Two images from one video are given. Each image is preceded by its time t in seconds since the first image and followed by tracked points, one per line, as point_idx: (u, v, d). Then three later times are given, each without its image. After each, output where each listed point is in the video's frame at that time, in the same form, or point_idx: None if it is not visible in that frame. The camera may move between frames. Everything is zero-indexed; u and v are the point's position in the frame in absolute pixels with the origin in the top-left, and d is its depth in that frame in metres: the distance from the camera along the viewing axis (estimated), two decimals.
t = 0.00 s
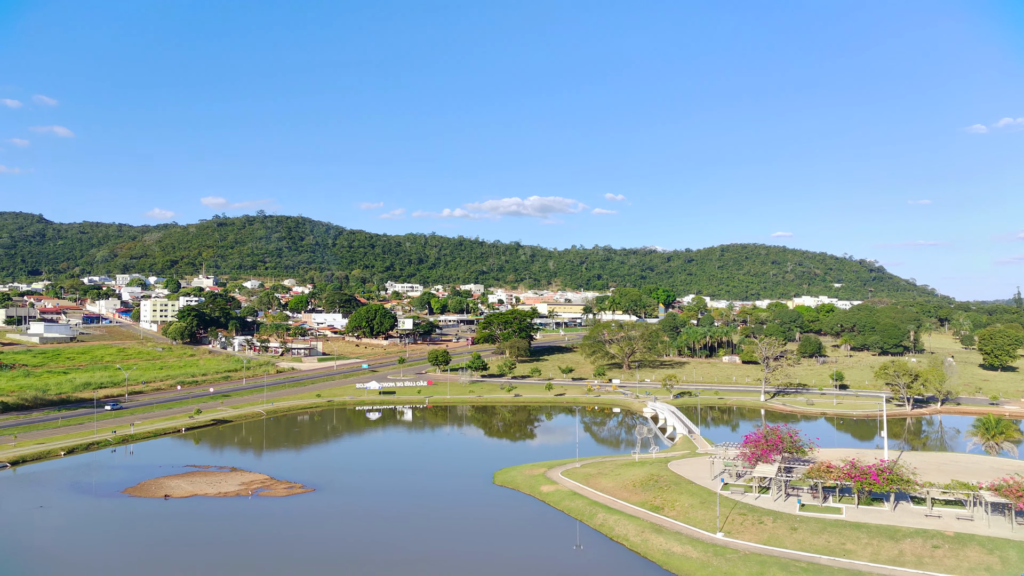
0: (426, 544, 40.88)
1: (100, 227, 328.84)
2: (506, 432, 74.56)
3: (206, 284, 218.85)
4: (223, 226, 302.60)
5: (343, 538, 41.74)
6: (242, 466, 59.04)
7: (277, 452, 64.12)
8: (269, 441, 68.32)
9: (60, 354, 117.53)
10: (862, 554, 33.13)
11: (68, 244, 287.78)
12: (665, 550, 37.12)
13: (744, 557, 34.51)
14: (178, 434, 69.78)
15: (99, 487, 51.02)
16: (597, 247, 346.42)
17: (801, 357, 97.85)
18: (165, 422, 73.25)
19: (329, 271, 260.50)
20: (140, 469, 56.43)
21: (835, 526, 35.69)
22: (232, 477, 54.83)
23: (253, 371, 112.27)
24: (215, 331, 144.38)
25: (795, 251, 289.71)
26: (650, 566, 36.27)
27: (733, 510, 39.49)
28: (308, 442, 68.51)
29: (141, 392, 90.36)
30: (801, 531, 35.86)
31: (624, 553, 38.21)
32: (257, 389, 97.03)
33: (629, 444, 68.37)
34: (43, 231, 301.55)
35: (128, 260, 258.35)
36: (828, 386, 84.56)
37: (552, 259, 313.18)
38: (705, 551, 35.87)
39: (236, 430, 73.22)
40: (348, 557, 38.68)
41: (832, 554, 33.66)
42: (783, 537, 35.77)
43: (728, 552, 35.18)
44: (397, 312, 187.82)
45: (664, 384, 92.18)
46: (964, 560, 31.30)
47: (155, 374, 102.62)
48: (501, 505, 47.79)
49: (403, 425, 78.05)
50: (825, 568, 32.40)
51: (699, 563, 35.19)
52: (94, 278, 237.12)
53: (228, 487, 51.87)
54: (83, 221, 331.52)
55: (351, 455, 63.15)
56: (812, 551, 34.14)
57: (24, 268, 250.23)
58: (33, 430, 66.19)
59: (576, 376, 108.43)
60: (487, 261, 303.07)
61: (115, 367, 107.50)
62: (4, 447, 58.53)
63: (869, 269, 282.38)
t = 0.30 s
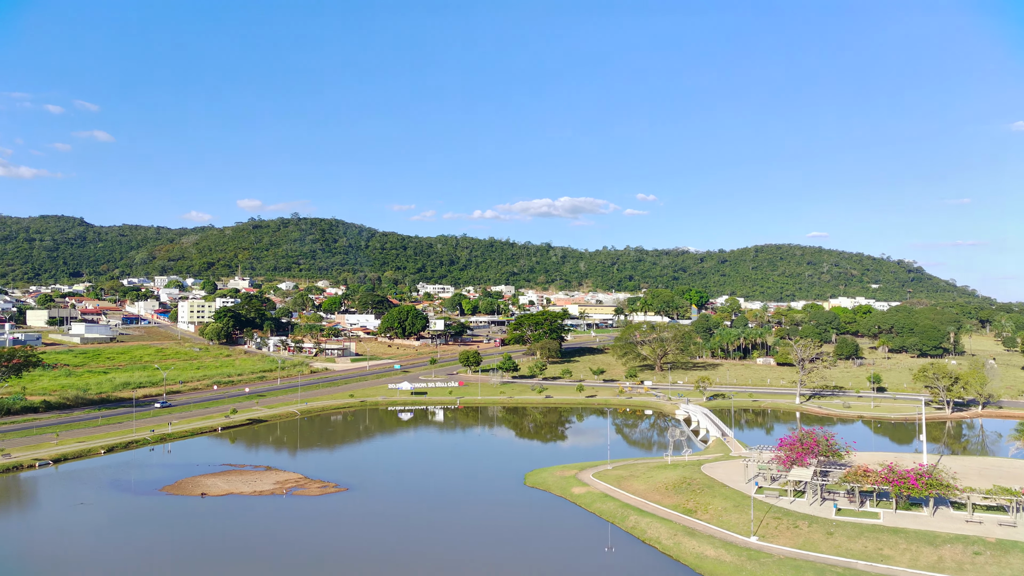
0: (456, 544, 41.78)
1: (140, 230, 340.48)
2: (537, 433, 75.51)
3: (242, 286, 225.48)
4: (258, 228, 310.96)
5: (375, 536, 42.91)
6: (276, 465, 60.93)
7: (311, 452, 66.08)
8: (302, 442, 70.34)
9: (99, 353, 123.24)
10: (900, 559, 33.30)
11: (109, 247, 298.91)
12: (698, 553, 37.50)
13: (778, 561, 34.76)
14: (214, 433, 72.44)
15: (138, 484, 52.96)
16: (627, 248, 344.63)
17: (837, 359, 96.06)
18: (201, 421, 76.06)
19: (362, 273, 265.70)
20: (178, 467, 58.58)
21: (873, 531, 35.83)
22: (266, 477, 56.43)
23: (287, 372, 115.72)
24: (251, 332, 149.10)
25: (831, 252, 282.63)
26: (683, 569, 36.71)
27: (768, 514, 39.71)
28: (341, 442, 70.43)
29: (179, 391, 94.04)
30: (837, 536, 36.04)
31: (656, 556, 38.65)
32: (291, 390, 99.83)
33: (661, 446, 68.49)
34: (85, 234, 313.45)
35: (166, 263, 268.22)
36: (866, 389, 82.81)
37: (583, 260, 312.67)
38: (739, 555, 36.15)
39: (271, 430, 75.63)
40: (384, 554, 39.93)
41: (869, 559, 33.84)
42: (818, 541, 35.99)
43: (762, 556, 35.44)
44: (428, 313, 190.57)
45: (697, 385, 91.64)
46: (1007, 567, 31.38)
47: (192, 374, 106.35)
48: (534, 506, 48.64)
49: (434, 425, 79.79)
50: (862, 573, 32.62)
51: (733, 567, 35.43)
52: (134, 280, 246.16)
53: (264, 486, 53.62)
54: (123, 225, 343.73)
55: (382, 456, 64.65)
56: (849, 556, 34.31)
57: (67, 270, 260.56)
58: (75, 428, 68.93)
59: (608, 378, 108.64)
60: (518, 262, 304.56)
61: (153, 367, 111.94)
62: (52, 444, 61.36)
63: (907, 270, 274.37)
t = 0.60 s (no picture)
0: (483, 545, 42.81)
1: (176, 233, 351.53)
2: (567, 435, 76.31)
3: (275, 287, 231.62)
4: (291, 230, 318.53)
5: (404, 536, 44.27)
6: (308, 464, 62.98)
7: (343, 452, 68.10)
8: (334, 441, 72.45)
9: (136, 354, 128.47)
10: (937, 565, 33.43)
11: (146, 250, 309.40)
12: (730, 557, 37.87)
13: (813, 565, 35.04)
14: (248, 432, 75.17)
15: (173, 482, 55.14)
16: (657, 248, 342.07)
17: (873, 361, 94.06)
18: (235, 420, 78.95)
19: (393, 274, 270.23)
20: (214, 466, 60.88)
21: (910, 537, 35.94)
22: (297, 476, 58.32)
23: (319, 372, 118.88)
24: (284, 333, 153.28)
25: (867, 252, 275.37)
26: (714, 572, 37.16)
27: (801, 518, 39.95)
28: (372, 442, 72.40)
29: (213, 391, 97.63)
30: (873, 540, 36.23)
31: (688, 559, 39.16)
32: (323, 390, 102.67)
33: (693, 449, 68.49)
34: (122, 236, 324.83)
35: (201, 265, 276.92)
36: (903, 391, 81.07)
37: (613, 261, 311.45)
38: (772, 559, 36.45)
39: (303, 429, 78.01)
40: (412, 555, 41.08)
41: (906, 564, 34.01)
42: (853, 546, 36.19)
43: (796, 561, 35.73)
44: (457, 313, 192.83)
45: (728, 388, 90.94)
46: None
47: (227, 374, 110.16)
48: (564, 507, 49.46)
49: (464, 426, 81.45)
50: None
51: (766, 570, 35.74)
52: (171, 282, 254.94)
53: (296, 484, 55.55)
54: (159, 226, 355.29)
55: (411, 456, 66.27)
56: (885, 561, 34.49)
57: (106, 272, 270.39)
58: (114, 426, 71.99)
59: (638, 379, 108.61)
60: (547, 263, 305.33)
61: (188, 367, 116.25)
62: (91, 443, 64.10)
63: (946, 270, 266.25)
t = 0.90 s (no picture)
0: (510, 546, 43.94)
1: (210, 235, 361.86)
2: (595, 436, 77.01)
3: (305, 288, 237.01)
4: (321, 232, 325.19)
5: (432, 536, 45.56)
6: (339, 463, 65.01)
7: (373, 451, 70.05)
8: (364, 441, 74.51)
9: (170, 354, 133.26)
10: (975, 571, 33.45)
11: (180, 252, 319.13)
12: (762, 561, 38.19)
13: (846, 570, 35.25)
14: (279, 431, 77.81)
15: (206, 481, 57.39)
16: (686, 248, 338.64)
17: (908, 363, 92.21)
18: (268, 420, 81.80)
19: (421, 275, 273.65)
20: (247, 465, 63.19)
21: (945, 542, 36.01)
22: (328, 475, 60.38)
23: (350, 372, 121.78)
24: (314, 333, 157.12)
25: (902, 252, 268.13)
26: None
27: (834, 522, 40.12)
28: (402, 442, 74.31)
29: (245, 391, 100.95)
30: (907, 545, 36.32)
31: (719, 562, 39.56)
32: (353, 390, 105.27)
33: (722, 451, 68.47)
34: (157, 239, 335.57)
35: (235, 266, 284.82)
36: (939, 394, 79.45)
37: (642, 261, 309.50)
38: (804, 563, 36.70)
39: (334, 429, 80.36)
40: (439, 554, 42.40)
41: (942, 570, 34.08)
42: (888, 551, 36.30)
43: (829, 565, 35.96)
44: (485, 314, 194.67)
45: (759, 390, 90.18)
46: None
47: (258, 374, 113.72)
48: (593, 509, 50.27)
49: (492, 426, 82.97)
50: None
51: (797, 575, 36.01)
52: (206, 283, 262.79)
53: (328, 484, 57.46)
54: (193, 228, 365.99)
55: (438, 457, 67.84)
56: (920, 567, 34.57)
57: (142, 273, 279.88)
58: (147, 425, 75.02)
59: (667, 381, 108.37)
60: (575, 264, 305.19)
61: (221, 367, 120.26)
62: (127, 441, 66.86)
63: (985, 269, 257.96)
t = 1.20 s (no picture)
0: (531, 546, 44.87)
1: (236, 236, 370.18)
2: (619, 437, 77.53)
3: (331, 289, 241.08)
4: (346, 233, 330.35)
5: (455, 536, 46.75)
6: (363, 463, 66.73)
7: (398, 452, 71.66)
8: (389, 441, 76.23)
9: (198, 354, 137.49)
10: None
11: (208, 254, 327.21)
12: (788, 564, 38.47)
13: (875, 574, 35.38)
14: (305, 431, 80.04)
15: (234, 480, 59.44)
16: (710, 249, 335.15)
17: (938, 364, 90.59)
18: (294, 419, 84.10)
19: (444, 276, 276.09)
20: (274, 465, 65.26)
21: (977, 547, 35.99)
22: (353, 475, 62.15)
23: (375, 372, 124.06)
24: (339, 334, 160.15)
25: (931, 251, 261.71)
26: None
27: (862, 526, 40.19)
28: (426, 442, 75.86)
29: (271, 391, 103.76)
30: (937, 550, 36.34)
31: (744, 565, 39.93)
32: (378, 390, 107.52)
33: (748, 453, 68.38)
34: (185, 240, 344.47)
35: (262, 267, 291.05)
36: (971, 396, 78.00)
37: (666, 262, 307.36)
38: (831, 567, 36.88)
39: (359, 429, 82.29)
40: (456, 555, 43.42)
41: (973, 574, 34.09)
42: (917, 555, 36.35)
43: (857, 569, 36.12)
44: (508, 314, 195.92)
45: (786, 392, 89.48)
46: None
47: (284, 375, 116.68)
48: (617, 511, 50.96)
49: (516, 427, 84.00)
50: None
51: None
52: (233, 284, 269.19)
53: (353, 483, 59.10)
54: (220, 230, 374.75)
55: (460, 457, 69.14)
56: (951, 572, 34.58)
57: (170, 275, 287.87)
58: (176, 425, 77.75)
59: (692, 382, 108.06)
60: (599, 264, 304.67)
61: (248, 367, 123.63)
62: (155, 440, 69.48)
63: (1020, 269, 250.47)
